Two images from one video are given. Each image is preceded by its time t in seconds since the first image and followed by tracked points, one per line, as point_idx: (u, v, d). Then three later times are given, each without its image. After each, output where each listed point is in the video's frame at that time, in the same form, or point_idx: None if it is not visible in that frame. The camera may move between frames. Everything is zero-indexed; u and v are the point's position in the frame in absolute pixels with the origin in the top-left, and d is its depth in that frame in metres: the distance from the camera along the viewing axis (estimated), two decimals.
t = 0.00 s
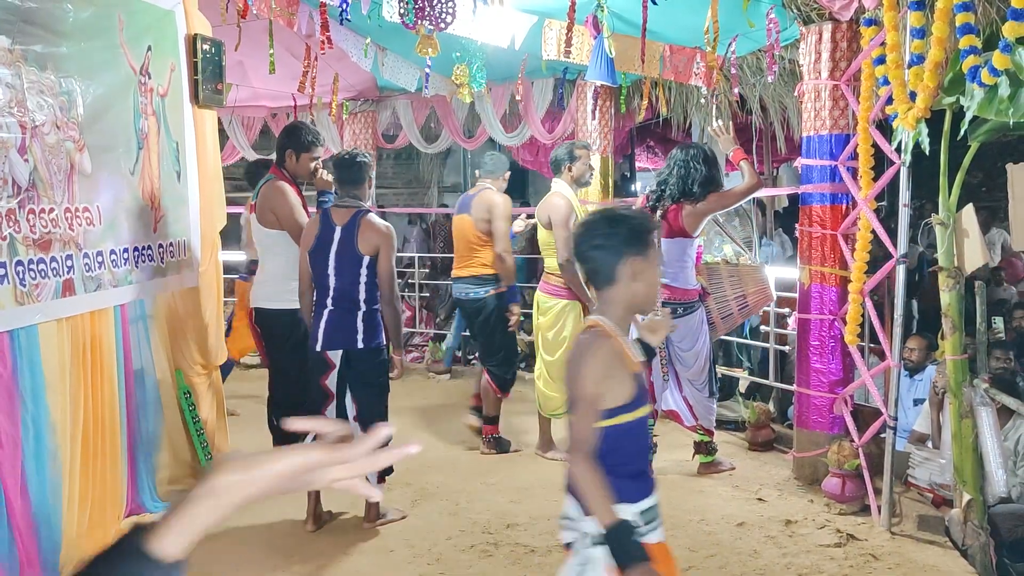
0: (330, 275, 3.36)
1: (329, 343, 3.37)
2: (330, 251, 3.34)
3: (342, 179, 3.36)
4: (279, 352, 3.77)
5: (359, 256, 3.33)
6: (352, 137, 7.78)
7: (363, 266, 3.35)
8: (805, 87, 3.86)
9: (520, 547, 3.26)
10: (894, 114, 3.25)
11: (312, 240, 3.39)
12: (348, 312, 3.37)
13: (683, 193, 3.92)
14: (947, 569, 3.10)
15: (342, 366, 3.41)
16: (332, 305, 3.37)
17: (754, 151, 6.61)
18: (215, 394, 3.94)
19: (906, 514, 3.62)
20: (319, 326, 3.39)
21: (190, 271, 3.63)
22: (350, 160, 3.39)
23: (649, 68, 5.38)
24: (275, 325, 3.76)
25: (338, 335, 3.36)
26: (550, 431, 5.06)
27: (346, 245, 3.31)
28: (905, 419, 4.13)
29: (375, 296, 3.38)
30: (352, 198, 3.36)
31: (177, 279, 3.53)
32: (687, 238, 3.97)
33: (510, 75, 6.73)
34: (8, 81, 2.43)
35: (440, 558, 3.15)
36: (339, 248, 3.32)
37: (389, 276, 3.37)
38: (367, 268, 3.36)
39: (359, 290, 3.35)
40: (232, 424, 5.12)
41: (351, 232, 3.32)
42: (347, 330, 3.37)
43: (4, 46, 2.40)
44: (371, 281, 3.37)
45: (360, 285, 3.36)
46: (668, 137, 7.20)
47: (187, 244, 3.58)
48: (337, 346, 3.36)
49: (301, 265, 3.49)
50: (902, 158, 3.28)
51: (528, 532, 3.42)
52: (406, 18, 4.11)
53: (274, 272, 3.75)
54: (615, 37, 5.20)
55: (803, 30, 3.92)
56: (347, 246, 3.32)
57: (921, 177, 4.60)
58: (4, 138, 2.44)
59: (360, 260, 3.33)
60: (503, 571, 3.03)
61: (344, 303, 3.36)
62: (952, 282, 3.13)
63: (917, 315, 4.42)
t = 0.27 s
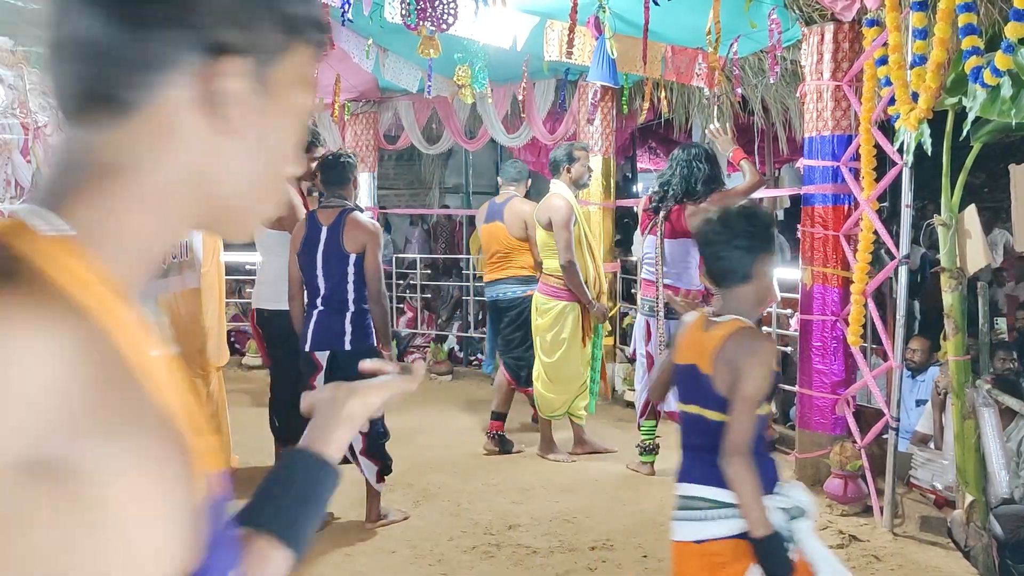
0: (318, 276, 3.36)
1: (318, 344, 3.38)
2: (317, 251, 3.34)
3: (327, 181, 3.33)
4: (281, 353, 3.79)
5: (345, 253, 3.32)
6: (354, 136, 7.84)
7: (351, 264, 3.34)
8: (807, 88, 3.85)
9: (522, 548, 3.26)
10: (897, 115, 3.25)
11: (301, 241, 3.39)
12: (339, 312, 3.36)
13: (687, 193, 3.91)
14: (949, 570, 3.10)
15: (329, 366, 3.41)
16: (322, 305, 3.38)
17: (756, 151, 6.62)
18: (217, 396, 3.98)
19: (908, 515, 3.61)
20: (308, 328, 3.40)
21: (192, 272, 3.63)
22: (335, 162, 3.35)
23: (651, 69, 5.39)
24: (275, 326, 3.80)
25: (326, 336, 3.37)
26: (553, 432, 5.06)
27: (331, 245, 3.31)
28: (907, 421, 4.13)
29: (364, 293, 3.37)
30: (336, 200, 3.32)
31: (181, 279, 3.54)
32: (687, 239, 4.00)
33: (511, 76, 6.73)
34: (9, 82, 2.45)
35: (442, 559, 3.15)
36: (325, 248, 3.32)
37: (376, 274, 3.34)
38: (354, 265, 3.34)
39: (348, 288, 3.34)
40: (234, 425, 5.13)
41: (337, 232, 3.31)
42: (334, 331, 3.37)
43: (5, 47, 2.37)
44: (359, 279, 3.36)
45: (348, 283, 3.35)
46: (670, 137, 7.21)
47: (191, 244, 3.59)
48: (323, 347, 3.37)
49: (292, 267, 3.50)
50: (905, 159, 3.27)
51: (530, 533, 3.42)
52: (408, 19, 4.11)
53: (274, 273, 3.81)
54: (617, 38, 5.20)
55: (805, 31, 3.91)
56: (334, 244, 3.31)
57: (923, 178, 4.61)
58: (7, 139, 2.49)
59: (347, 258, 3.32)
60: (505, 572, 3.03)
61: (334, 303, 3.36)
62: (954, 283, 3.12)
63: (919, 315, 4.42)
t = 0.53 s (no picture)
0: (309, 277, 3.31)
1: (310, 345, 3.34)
2: (308, 253, 3.30)
3: (319, 182, 3.29)
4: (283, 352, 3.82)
5: (334, 254, 3.26)
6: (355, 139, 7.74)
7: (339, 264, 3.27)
8: (808, 88, 3.85)
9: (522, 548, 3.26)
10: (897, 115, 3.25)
11: (293, 244, 3.36)
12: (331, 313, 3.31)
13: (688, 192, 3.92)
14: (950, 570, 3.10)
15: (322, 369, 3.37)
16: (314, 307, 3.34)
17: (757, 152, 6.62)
18: (218, 395, 3.98)
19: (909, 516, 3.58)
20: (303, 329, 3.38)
21: (194, 273, 3.65)
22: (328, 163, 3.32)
23: (652, 69, 5.39)
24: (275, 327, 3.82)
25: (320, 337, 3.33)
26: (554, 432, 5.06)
27: (320, 247, 3.25)
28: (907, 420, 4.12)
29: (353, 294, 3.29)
30: (327, 200, 3.28)
31: (182, 280, 3.55)
32: (689, 238, 3.98)
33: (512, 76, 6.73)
34: (13, 83, 2.44)
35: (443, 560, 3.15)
36: (316, 249, 3.26)
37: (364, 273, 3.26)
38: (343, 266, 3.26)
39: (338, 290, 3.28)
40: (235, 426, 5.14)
41: (326, 234, 3.24)
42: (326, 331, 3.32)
43: (7, 48, 2.40)
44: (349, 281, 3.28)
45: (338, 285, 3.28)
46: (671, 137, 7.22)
47: (191, 245, 3.61)
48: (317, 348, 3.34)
49: (287, 268, 3.47)
50: (905, 159, 3.27)
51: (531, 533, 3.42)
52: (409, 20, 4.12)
53: (275, 274, 3.81)
54: (618, 39, 5.21)
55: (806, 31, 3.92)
56: (322, 246, 3.25)
57: (924, 178, 4.60)
58: (9, 140, 2.44)
59: (334, 259, 3.26)
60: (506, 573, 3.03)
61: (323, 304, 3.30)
62: (955, 284, 3.10)
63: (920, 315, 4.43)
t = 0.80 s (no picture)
0: (307, 277, 3.30)
1: (309, 346, 3.34)
2: (305, 254, 3.29)
3: (315, 184, 3.29)
4: (284, 352, 3.82)
5: (330, 255, 3.25)
6: (356, 138, 7.81)
7: (336, 266, 3.26)
8: (809, 89, 3.85)
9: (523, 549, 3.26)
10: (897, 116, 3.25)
11: (290, 245, 3.35)
12: (330, 313, 3.31)
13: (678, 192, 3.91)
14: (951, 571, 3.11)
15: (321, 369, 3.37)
16: (314, 307, 3.33)
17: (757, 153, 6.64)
18: (218, 395, 3.98)
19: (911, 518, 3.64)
20: (302, 330, 3.37)
21: (194, 273, 3.65)
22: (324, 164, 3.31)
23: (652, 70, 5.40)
24: (276, 327, 3.84)
25: (319, 338, 3.32)
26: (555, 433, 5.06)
27: (318, 248, 3.25)
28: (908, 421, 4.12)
29: (351, 295, 3.28)
30: (322, 201, 3.28)
31: (183, 280, 3.55)
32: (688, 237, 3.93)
33: (513, 77, 6.74)
34: (14, 83, 2.44)
35: (443, 560, 3.15)
36: (314, 250, 3.26)
37: (363, 275, 3.26)
38: (340, 267, 3.26)
39: (336, 291, 3.28)
40: (236, 426, 5.14)
41: (323, 235, 3.23)
42: (325, 332, 3.32)
43: (8, 49, 2.40)
44: (346, 282, 3.28)
45: (336, 286, 3.27)
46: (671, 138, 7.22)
47: (192, 245, 3.61)
48: (316, 348, 3.33)
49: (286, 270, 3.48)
50: (906, 160, 3.27)
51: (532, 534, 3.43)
52: (410, 20, 4.11)
53: (275, 275, 3.81)
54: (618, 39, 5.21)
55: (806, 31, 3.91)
56: (320, 248, 3.25)
57: (924, 178, 4.61)
58: (10, 140, 2.43)
59: (331, 260, 3.25)
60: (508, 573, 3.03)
61: (323, 304, 3.30)
62: (956, 284, 3.09)
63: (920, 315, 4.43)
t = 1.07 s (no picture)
0: (305, 278, 3.30)
1: (308, 346, 3.33)
2: (303, 254, 3.28)
3: (312, 184, 3.28)
4: (283, 352, 3.82)
5: (328, 255, 3.24)
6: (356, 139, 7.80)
7: (334, 268, 3.26)
8: (809, 89, 3.85)
9: (524, 549, 3.26)
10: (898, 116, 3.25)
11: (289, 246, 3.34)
12: (330, 313, 3.31)
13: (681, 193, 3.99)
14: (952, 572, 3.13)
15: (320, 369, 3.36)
16: (313, 307, 3.33)
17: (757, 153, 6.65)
18: (219, 395, 3.97)
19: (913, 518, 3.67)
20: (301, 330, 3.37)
21: (195, 273, 3.65)
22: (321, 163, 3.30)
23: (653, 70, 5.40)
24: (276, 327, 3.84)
25: (318, 338, 3.31)
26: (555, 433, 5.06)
27: (315, 248, 3.24)
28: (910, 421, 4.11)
29: (349, 295, 3.30)
30: (319, 202, 3.28)
31: (184, 280, 3.56)
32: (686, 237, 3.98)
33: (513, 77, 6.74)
34: (14, 84, 2.44)
35: (443, 560, 3.15)
36: (312, 250, 3.26)
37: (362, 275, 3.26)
38: (338, 268, 3.26)
39: (335, 290, 3.28)
40: (237, 426, 5.14)
41: (320, 236, 3.23)
42: (324, 332, 3.31)
43: (8, 50, 2.40)
44: (344, 282, 3.28)
45: (334, 285, 3.28)
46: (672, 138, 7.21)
47: (192, 246, 3.61)
48: (314, 349, 3.33)
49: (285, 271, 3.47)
50: (906, 160, 3.27)
51: (533, 534, 3.43)
52: (410, 20, 4.11)
53: (276, 275, 3.81)
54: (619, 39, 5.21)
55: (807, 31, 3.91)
56: (318, 247, 3.24)
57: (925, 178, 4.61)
58: (10, 140, 2.43)
59: (329, 261, 3.25)
60: (508, 573, 3.03)
61: (322, 304, 3.31)
62: (957, 284, 3.08)
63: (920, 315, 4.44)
